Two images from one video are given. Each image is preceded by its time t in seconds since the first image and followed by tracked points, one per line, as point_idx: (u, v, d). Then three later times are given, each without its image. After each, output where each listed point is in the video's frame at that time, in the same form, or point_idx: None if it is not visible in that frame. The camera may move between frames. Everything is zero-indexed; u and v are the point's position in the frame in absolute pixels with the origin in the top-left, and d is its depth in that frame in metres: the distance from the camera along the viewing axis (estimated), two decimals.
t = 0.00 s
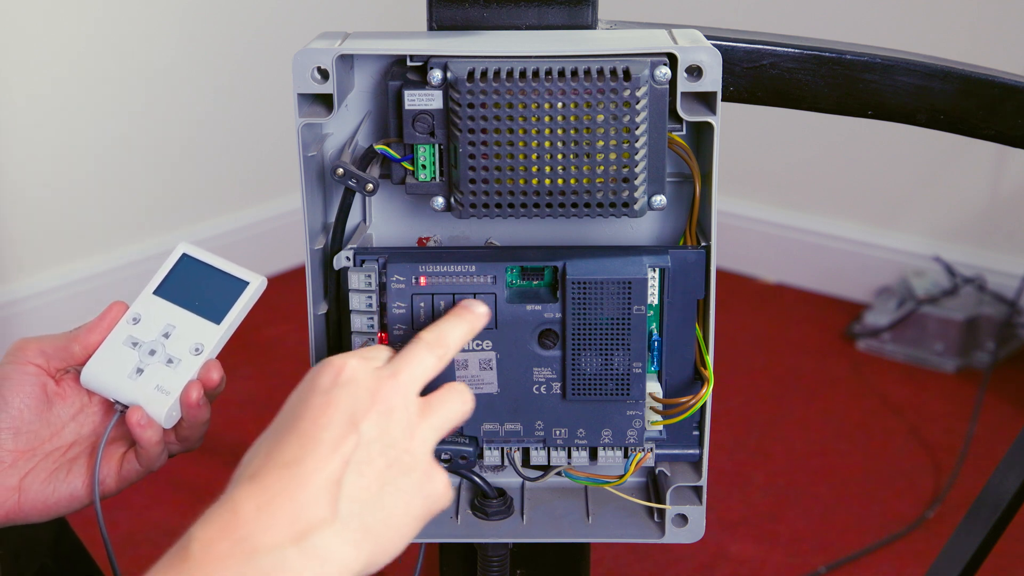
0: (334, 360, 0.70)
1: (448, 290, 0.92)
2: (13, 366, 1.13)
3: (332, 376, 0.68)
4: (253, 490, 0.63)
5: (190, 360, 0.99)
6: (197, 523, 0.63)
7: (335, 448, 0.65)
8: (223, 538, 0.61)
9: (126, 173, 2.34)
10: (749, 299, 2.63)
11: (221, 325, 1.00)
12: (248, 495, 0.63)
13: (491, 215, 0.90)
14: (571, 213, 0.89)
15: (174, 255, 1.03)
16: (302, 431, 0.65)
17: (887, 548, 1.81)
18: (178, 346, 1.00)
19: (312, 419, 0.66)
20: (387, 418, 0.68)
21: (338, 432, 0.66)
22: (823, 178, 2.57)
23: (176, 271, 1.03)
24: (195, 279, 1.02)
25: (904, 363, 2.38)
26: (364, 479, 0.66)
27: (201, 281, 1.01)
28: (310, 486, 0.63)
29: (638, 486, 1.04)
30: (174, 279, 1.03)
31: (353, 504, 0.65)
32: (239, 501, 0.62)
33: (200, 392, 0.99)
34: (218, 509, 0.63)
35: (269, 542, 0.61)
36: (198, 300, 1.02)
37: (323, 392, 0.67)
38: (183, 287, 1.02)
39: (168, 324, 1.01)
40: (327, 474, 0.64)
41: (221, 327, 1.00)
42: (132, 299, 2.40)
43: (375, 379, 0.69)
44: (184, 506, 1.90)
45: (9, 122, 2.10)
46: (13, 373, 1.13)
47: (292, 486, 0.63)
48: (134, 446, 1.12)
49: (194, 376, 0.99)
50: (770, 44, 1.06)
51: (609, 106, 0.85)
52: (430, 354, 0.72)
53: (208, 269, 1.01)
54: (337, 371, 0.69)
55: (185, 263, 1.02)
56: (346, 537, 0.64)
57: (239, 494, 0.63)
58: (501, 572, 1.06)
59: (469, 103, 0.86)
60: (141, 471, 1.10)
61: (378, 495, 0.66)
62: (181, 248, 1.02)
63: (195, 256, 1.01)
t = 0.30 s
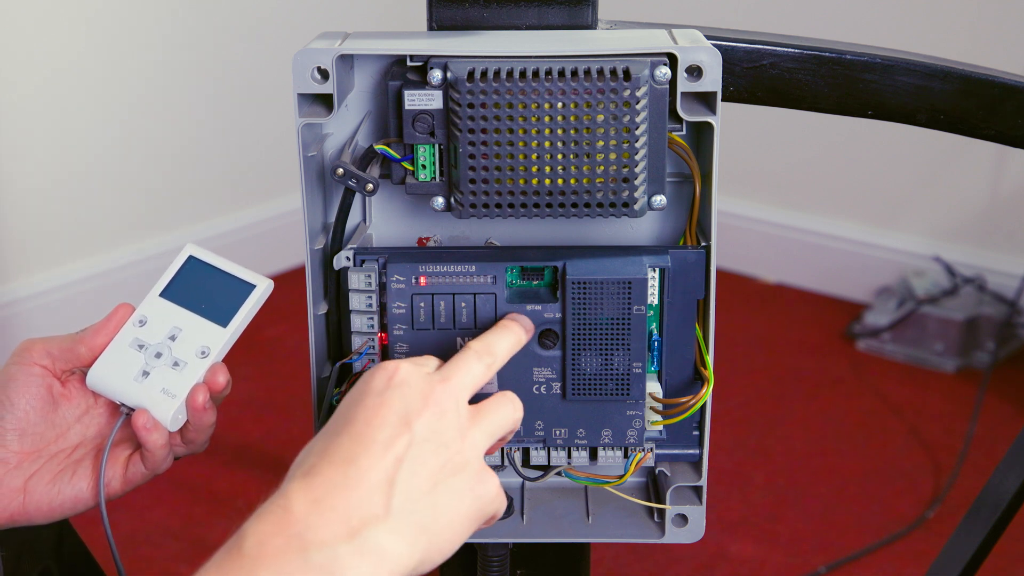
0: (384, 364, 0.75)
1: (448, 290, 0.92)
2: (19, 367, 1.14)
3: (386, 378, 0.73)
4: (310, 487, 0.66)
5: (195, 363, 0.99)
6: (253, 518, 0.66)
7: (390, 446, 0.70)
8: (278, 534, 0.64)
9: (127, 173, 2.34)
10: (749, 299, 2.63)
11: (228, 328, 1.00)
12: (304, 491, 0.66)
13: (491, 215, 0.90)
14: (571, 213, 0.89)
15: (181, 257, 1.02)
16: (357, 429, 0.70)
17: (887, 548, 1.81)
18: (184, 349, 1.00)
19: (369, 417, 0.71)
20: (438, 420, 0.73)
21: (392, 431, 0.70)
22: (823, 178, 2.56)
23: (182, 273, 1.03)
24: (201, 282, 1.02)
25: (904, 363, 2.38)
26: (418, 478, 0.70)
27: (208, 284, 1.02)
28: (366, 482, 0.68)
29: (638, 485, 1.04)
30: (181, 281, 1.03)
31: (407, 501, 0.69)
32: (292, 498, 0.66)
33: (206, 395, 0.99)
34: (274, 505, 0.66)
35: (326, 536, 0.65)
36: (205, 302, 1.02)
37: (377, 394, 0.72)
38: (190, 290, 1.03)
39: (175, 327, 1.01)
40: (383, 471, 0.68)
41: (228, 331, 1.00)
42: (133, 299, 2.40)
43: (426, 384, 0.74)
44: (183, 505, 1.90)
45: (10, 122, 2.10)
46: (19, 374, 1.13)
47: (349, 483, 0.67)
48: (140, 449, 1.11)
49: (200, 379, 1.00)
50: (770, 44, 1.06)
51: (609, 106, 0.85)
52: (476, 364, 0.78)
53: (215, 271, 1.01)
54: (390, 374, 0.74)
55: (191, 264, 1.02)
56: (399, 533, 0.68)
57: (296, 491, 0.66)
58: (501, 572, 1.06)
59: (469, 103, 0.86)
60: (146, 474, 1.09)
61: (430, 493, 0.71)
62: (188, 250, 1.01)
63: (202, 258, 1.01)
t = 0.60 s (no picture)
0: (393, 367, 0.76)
1: (448, 290, 0.92)
2: (19, 367, 1.14)
3: (395, 381, 0.74)
4: (319, 489, 0.66)
5: (195, 364, 0.99)
6: (261, 521, 0.66)
7: (399, 448, 0.70)
8: (287, 535, 0.64)
9: (126, 172, 2.34)
10: (749, 299, 2.63)
11: (227, 329, 1.00)
12: (312, 494, 0.66)
13: (491, 215, 0.90)
14: (571, 213, 0.89)
15: (180, 257, 1.03)
16: (365, 432, 0.70)
17: (887, 548, 1.81)
18: (183, 350, 1.00)
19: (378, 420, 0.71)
20: (446, 422, 0.74)
21: (400, 434, 0.71)
22: (823, 178, 2.56)
23: (182, 274, 1.03)
24: (201, 283, 1.02)
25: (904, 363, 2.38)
26: (426, 480, 0.70)
27: (208, 285, 1.02)
28: (375, 484, 0.68)
29: (638, 485, 1.04)
30: (180, 282, 1.03)
31: (415, 504, 0.69)
32: (301, 501, 0.66)
33: (206, 396, 0.99)
34: (282, 507, 0.66)
35: (334, 538, 0.65)
36: (204, 303, 1.02)
37: (386, 396, 0.73)
38: (190, 290, 1.03)
39: (174, 327, 1.01)
40: (391, 473, 0.69)
41: (227, 331, 1.00)
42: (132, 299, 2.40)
43: (434, 387, 0.75)
44: (183, 505, 1.91)
45: (10, 122, 2.10)
46: (18, 375, 1.13)
47: (357, 485, 0.67)
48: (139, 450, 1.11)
49: (199, 381, 1.00)
50: (770, 44, 1.06)
51: (609, 106, 0.85)
52: (484, 365, 0.79)
53: (214, 272, 1.02)
54: (398, 378, 0.74)
55: (191, 265, 1.02)
56: (406, 536, 0.68)
57: (304, 493, 0.66)
58: (501, 572, 1.06)
59: (469, 103, 0.86)
60: (146, 476, 1.09)
61: (438, 495, 0.71)
62: (188, 251, 1.02)
63: (202, 258, 1.01)
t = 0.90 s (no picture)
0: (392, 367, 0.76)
1: (448, 290, 0.92)
2: (16, 367, 1.14)
3: (394, 381, 0.74)
4: (318, 488, 0.66)
5: (192, 363, 0.99)
6: (261, 520, 0.66)
7: (398, 448, 0.70)
8: (286, 535, 0.64)
9: (126, 172, 2.34)
10: (749, 299, 2.63)
11: (225, 328, 1.00)
12: (311, 494, 0.66)
13: (491, 215, 0.90)
14: (571, 213, 0.89)
15: (176, 256, 1.03)
16: (364, 432, 0.70)
17: (887, 548, 1.81)
18: (181, 349, 1.00)
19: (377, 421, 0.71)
20: (445, 422, 0.74)
21: (399, 434, 0.71)
22: (823, 178, 2.56)
23: (179, 273, 1.03)
24: (198, 282, 1.02)
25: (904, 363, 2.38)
26: (426, 480, 0.70)
27: (205, 284, 1.02)
28: (374, 484, 0.68)
29: (638, 485, 1.04)
30: (177, 282, 1.03)
31: (414, 503, 0.69)
32: (300, 501, 0.66)
33: (203, 395, 0.99)
34: (281, 507, 0.66)
35: (334, 538, 0.65)
36: (201, 302, 1.02)
37: (385, 396, 0.73)
38: (187, 289, 1.03)
39: (171, 327, 1.01)
40: (390, 473, 0.69)
41: (225, 330, 1.00)
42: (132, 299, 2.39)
43: (434, 386, 0.75)
44: (183, 505, 1.91)
45: (10, 122, 2.10)
46: (15, 375, 1.13)
47: (357, 486, 0.67)
48: (137, 449, 1.11)
49: (196, 380, 1.00)
50: (770, 44, 1.06)
51: (609, 106, 0.85)
52: (484, 365, 0.79)
53: (212, 271, 1.02)
54: (398, 378, 0.74)
55: (188, 264, 1.02)
56: (405, 535, 0.68)
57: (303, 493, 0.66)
58: (501, 572, 1.06)
59: (469, 103, 0.86)
60: (143, 475, 1.09)
61: (437, 495, 0.71)
62: (185, 250, 1.01)
63: (199, 257, 1.01)
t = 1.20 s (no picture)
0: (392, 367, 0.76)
1: (448, 290, 0.92)
2: (15, 368, 1.14)
3: (395, 380, 0.74)
4: (319, 488, 0.66)
5: (192, 363, 1.00)
6: (261, 520, 0.66)
7: (399, 448, 0.70)
8: (287, 535, 0.64)
9: (126, 172, 2.33)
10: (749, 299, 2.63)
11: (224, 328, 1.00)
12: (312, 494, 0.66)
13: (491, 215, 0.90)
14: (571, 213, 0.89)
15: (176, 257, 1.03)
16: (365, 431, 0.70)
17: (887, 548, 1.81)
18: (181, 349, 1.00)
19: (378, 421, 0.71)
20: (446, 421, 0.74)
21: (400, 434, 0.71)
22: (823, 178, 2.56)
23: (179, 273, 1.03)
24: (198, 282, 1.02)
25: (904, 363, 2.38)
26: (426, 479, 0.70)
27: (205, 284, 1.02)
28: (375, 484, 0.68)
29: (638, 485, 1.04)
30: (177, 282, 1.03)
31: (415, 503, 0.69)
32: (301, 500, 0.66)
33: (203, 395, 0.99)
34: (282, 507, 0.66)
35: (334, 538, 0.65)
36: (201, 302, 1.02)
37: (386, 396, 0.73)
38: (186, 289, 1.03)
39: (171, 327, 1.01)
40: (391, 473, 0.69)
41: (224, 330, 1.00)
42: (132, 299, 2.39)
43: (434, 386, 0.75)
44: (183, 506, 1.91)
45: (10, 122, 2.10)
46: (15, 375, 1.13)
47: (357, 485, 0.67)
48: (137, 449, 1.12)
49: (196, 380, 1.00)
50: (770, 44, 1.06)
51: (609, 106, 0.85)
52: (484, 365, 0.79)
53: (212, 271, 1.02)
54: (399, 377, 0.74)
55: (188, 264, 1.02)
56: (406, 536, 0.68)
57: (305, 493, 0.66)
58: (501, 572, 1.06)
59: (469, 103, 0.86)
60: (143, 475, 1.09)
61: (438, 495, 0.71)
62: (185, 250, 1.01)
63: (198, 257, 1.01)
